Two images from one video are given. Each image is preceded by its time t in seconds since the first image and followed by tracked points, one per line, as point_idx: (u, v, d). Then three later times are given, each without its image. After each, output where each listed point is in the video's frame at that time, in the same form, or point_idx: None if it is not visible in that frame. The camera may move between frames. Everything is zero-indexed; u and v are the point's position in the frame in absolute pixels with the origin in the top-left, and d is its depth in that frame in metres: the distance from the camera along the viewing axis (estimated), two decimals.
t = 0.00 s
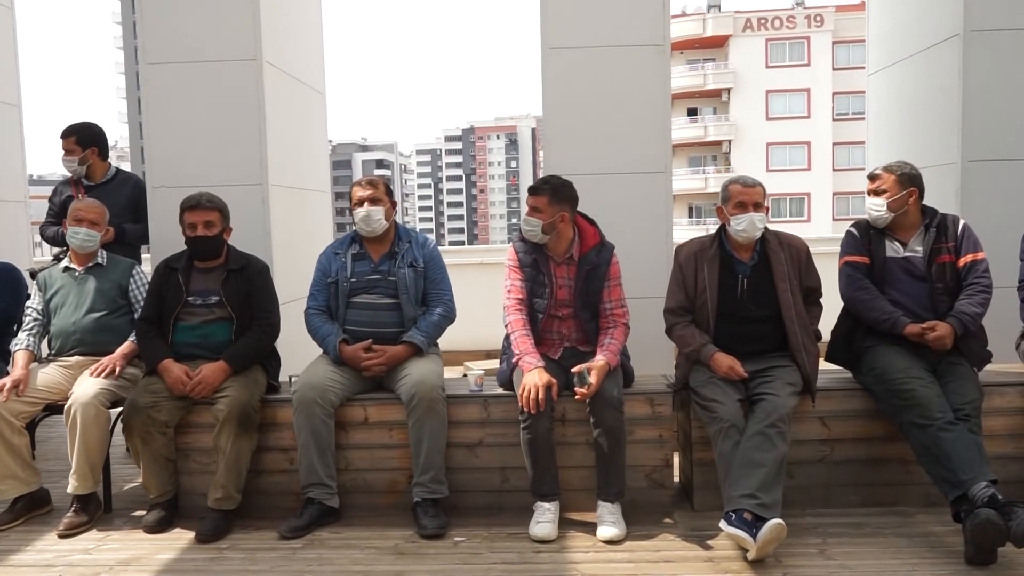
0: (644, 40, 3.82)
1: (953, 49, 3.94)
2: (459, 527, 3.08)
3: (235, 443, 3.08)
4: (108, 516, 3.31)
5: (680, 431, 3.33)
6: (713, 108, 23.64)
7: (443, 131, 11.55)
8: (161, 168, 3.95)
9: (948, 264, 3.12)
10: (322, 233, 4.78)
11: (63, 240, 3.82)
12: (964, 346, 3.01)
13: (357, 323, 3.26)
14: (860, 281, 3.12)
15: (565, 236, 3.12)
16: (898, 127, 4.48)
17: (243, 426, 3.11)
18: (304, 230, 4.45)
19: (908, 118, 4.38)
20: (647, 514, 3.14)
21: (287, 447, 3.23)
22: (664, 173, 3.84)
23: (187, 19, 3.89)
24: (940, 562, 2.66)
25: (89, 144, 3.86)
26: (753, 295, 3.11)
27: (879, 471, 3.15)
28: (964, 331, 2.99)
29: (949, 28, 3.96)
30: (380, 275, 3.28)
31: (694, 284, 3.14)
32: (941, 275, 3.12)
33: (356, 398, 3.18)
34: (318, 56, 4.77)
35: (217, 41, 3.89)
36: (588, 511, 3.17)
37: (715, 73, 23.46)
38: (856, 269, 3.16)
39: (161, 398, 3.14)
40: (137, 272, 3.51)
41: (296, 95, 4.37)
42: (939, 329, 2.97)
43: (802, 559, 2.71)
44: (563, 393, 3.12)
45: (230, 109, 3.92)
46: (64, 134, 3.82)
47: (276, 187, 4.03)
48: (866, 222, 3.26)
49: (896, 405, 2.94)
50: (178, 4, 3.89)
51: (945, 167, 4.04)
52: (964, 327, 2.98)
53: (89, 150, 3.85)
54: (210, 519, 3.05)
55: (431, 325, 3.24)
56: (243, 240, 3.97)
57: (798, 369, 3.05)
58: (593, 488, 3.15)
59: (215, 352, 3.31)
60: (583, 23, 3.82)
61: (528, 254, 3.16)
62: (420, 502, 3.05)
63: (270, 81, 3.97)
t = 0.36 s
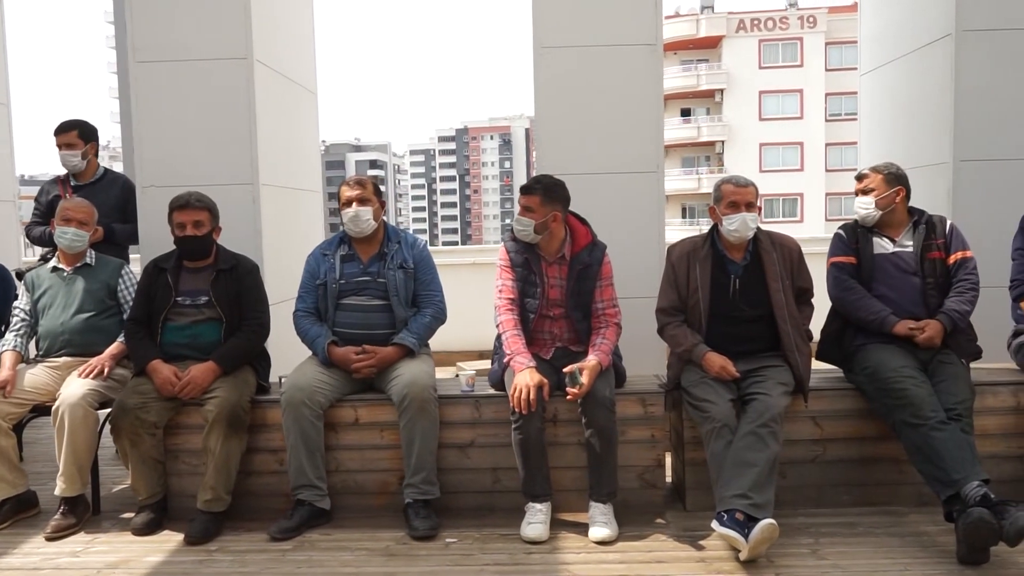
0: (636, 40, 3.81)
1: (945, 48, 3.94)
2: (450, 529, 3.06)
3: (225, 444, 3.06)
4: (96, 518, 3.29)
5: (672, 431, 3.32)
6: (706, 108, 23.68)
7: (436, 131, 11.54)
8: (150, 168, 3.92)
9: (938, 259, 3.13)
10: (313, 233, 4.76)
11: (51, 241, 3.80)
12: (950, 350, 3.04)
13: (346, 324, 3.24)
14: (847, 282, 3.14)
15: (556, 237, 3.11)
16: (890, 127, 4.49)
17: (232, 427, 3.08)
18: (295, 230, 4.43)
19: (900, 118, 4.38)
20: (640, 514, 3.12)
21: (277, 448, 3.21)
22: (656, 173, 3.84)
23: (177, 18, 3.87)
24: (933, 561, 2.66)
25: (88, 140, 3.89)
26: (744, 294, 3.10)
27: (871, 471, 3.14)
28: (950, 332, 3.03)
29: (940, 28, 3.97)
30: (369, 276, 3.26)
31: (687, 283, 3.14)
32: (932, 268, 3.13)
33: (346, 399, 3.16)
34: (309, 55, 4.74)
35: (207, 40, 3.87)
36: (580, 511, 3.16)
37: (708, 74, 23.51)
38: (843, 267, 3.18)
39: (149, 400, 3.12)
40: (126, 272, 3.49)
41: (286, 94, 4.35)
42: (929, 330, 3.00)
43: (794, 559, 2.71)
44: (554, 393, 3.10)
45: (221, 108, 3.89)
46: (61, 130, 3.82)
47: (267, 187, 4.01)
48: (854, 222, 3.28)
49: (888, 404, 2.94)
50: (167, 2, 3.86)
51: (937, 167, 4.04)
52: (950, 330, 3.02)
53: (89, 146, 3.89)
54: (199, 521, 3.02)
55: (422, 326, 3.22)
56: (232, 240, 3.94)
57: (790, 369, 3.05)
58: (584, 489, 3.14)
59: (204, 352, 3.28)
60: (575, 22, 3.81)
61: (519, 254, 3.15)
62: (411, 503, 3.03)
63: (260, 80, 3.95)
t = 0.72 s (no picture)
0: (620, 40, 3.81)
1: (927, 50, 3.97)
2: (435, 530, 3.04)
3: (207, 446, 3.03)
4: (76, 521, 3.24)
5: (656, 431, 3.32)
6: (691, 109, 23.77)
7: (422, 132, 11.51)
8: (131, 167, 3.88)
9: (920, 258, 3.16)
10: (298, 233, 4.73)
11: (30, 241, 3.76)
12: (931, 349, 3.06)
13: (329, 325, 3.22)
14: (830, 281, 3.15)
15: (540, 237, 3.10)
16: (873, 128, 4.52)
17: (214, 429, 3.05)
18: (279, 229, 4.40)
19: (883, 119, 4.42)
20: (625, 515, 3.12)
21: (260, 450, 3.19)
22: (640, 173, 3.84)
23: (158, 16, 3.83)
24: (916, 560, 2.67)
25: (71, 139, 3.86)
26: (728, 294, 3.10)
27: (855, 470, 3.15)
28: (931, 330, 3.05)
29: (922, 29, 3.99)
30: (352, 277, 3.24)
31: (671, 283, 3.14)
32: (915, 266, 3.15)
33: (329, 401, 3.13)
34: (293, 55, 4.72)
35: (189, 38, 3.84)
36: (565, 512, 3.15)
37: (694, 75, 23.59)
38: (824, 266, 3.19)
39: (130, 402, 3.08)
40: (106, 272, 3.45)
41: (269, 94, 4.32)
42: (912, 329, 3.00)
43: (778, 558, 2.71)
44: (539, 393, 3.09)
45: (203, 107, 3.86)
46: (43, 128, 3.77)
47: (250, 186, 3.98)
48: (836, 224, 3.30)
49: (870, 402, 2.94)
50: None
51: (920, 167, 4.07)
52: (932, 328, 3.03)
53: (72, 145, 3.86)
54: (181, 524, 2.99)
55: (406, 327, 3.21)
56: (214, 240, 3.91)
57: (775, 369, 3.05)
58: (569, 489, 3.13)
59: (185, 353, 3.25)
60: (559, 21, 3.80)
61: (502, 254, 3.14)
62: (395, 505, 3.01)
63: (243, 79, 3.92)
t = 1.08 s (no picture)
0: (605, 41, 3.82)
1: (909, 52, 4.00)
2: (419, 532, 3.03)
3: (189, 449, 3.00)
4: (55, 526, 3.21)
5: (642, 432, 3.32)
6: (677, 110, 23.86)
7: (408, 132, 11.50)
8: (112, 167, 3.84)
9: (907, 262, 3.19)
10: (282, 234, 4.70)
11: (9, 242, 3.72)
12: (915, 346, 3.09)
13: (313, 327, 3.20)
14: (816, 284, 3.16)
15: (525, 238, 3.10)
16: (857, 129, 4.55)
17: (196, 431, 3.03)
18: (263, 230, 4.37)
19: (866, 120, 4.45)
20: (610, 516, 3.12)
21: (243, 453, 3.16)
22: (625, 174, 3.84)
23: (140, 15, 3.80)
24: (899, 559, 2.68)
25: (51, 139, 3.83)
26: (712, 295, 3.11)
27: (838, 470, 3.17)
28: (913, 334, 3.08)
29: (905, 31, 4.03)
30: (336, 279, 3.22)
31: (656, 283, 3.15)
32: (902, 272, 3.18)
33: (313, 402, 3.11)
34: (277, 55, 4.69)
35: (171, 37, 3.81)
36: (550, 513, 3.15)
37: (679, 77, 23.68)
38: (813, 267, 3.19)
39: (110, 404, 3.05)
40: (87, 274, 3.41)
41: (253, 94, 4.29)
42: (895, 333, 3.04)
43: (762, 558, 2.72)
44: (524, 394, 3.09)
45: (185, 107, 3.83)
46: (22, 128, 3.75)
47: (233, 187, 3.95)
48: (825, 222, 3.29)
49: (851, 397, 2.96)
50: None
51: (902, 168, 4.10)
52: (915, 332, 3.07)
53: (52, 145, 3.83)
54: (162, 528, 2.96)
55: (390, 328, 3.19)
56: (197, 242, 3.88)
57: (758, 369, 3.06)
58: (554, 491, 3.13)
59: (167, 355, 3.22)
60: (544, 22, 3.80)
61: (488, 255, 3.13)
62: (380, 507, 3.00)
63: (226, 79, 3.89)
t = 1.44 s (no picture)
0: (588, 41, 3.82)
1: (890, 53, 4.03)
2: (402, 534, 3.01)
3: (169, 451, 2.97)
4: (33, 530, 3.17)
5: (625, 433, 3.32)
6: (661, 112, 23.93)
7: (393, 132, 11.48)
8: (91, 168, 3.80)
9: (900, 272, 3.15)
10: (265, 234, 4.67)
11: None
12: (898, 351, 3.12)
13: (295, 328, 3.18)
14: (804, 295, 3.13)
15: (508, 239, 3.09)
16: (840, 130, 4.58)
17: (177, 434, 3.00)
18: (244, 231, 4.34)
19: (848, 121, 4.48)
20: (594, 516, 3.12)
21: (224, 455, 3.14)
22: (609, 175, 3.85)
23: (120, 14, 3.77)
24: (879, 557, 2.70)
25: (29, 138, 3.81)
26: (695, 295, 3.11)
27: (820, 469, 3.19)
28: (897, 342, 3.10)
29: (885, 34, 4.06)
30: (318, 280, 3.20)
31: (639, 283, 3.15)
32: (895, 281, 3.15)
33: (295, 404, 3.10)
34: (258, 55, 4.66)
35: (151, 37, 3.77)
36: (534, 514, 3.14)
37: (664, 78, 23.75)
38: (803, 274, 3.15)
39: (89, 407, 3.02)
40: (65, 275, 3.37)
41: (234, 94, 4.26)
42: (879, 344, 3.05)
43: (744, 558, 2.73)
44: (507, 395, 3.08)
45: (165, 106, 3.80)
46: None
47: (214, 187, 3.92)
48: (820, 222, 3.20)
49: (834, 401, 2.98)
50: None
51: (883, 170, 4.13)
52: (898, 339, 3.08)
53: (29, 145, 3.79)
54: (142, 531, 2.93)
55: (373, 329, 3.18)
56: (178, 243, 3.85)
57: (740, 369, 3.07)
58: (538, 492, 3.12)
59: (147, 357, 3.19)
60: (528, 23, 3.80)
61: (470, 256, 3.12)
62: (362, 509, 2.98)
63: (207, 78, 3.86)
